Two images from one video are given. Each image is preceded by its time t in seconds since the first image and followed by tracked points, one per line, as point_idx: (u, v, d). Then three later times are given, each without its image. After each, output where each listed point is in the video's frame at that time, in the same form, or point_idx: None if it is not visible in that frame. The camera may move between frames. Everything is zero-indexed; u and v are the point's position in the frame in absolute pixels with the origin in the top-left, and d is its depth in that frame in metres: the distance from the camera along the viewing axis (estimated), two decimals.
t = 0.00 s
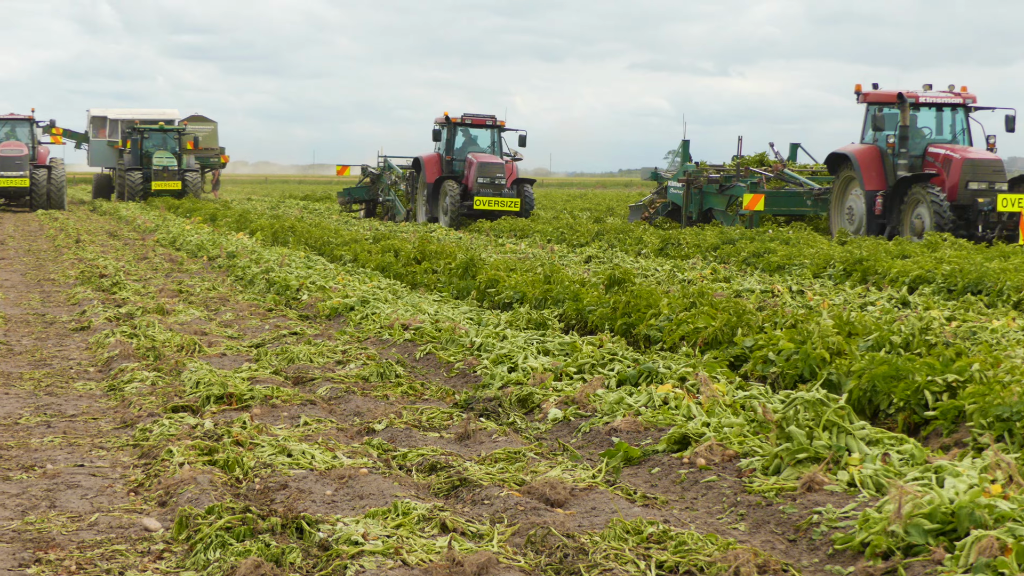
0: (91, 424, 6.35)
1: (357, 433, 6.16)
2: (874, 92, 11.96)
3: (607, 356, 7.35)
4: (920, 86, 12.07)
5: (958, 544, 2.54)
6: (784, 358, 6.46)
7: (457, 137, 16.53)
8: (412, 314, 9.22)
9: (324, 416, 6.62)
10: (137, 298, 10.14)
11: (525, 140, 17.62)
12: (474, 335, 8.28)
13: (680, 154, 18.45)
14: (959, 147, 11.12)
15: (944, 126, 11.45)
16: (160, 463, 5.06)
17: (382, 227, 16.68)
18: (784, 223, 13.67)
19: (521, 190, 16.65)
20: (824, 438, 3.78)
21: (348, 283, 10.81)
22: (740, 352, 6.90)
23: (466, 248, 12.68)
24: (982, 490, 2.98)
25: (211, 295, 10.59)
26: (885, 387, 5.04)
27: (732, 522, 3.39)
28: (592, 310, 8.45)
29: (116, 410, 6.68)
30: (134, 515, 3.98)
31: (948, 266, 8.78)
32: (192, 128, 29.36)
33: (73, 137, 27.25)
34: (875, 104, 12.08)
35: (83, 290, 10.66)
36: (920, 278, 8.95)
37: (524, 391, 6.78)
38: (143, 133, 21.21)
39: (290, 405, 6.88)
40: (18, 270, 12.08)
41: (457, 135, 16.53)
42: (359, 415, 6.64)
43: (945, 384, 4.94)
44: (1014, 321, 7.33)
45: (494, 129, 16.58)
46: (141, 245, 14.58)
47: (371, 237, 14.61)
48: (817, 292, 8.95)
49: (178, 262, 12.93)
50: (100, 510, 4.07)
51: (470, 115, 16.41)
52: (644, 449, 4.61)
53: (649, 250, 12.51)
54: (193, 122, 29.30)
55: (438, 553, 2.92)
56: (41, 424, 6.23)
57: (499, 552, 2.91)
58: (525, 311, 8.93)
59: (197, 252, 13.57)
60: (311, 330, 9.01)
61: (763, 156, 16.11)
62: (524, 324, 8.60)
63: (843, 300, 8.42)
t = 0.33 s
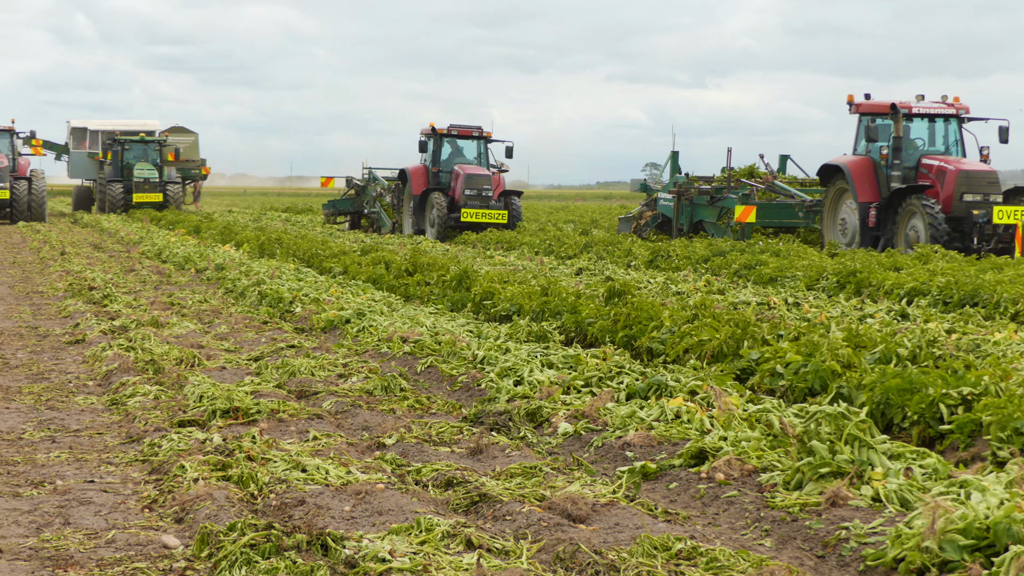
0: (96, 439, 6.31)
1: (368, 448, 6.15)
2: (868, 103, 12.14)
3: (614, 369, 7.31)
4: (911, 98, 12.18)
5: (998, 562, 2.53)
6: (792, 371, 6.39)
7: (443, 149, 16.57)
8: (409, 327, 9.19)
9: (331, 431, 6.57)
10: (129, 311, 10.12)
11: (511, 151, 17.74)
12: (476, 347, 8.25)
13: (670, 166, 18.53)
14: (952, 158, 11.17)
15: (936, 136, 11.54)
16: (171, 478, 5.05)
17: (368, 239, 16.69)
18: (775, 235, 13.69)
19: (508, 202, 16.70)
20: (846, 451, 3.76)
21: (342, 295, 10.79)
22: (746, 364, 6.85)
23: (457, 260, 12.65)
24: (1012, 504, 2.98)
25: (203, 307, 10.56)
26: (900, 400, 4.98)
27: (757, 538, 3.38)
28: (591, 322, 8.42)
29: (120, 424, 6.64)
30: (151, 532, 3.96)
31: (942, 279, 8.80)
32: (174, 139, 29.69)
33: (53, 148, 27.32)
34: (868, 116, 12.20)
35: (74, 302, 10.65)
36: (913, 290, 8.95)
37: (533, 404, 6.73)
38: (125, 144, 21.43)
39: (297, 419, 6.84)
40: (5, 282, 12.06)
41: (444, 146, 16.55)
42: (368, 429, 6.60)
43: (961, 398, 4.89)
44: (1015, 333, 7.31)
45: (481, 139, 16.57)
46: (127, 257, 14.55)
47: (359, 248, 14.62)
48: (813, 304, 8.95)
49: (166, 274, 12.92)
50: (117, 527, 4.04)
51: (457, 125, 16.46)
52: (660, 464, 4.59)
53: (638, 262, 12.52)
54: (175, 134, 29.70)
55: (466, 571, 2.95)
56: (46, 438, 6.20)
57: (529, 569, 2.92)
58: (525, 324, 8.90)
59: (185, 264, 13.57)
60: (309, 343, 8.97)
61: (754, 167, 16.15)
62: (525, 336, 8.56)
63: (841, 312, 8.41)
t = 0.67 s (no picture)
0: (101, 454, 6.25)
1: (376, 463, 6.10)
2: (860, 114, 12.14)
3: (619, 382, 7.25)
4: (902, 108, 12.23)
5: None
6: (799, 384, 6.36)
7: (429, 159, 16.58)
8: (406, 339, 9.15)
9: (337, 445, 6.51)
10: (119, 324, 10.07)
11: (497, 163, 17.79)
12: (476, 360, 8.21)
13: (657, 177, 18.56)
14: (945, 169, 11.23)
15: (929, 148, 11.62)
16: (183, 493, 5.03)
17: (353, 251, 16.65)
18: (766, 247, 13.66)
19: (494, 214, 16.72)
20: (867, 466, 3.73)
21: (334, 308, 10.74)
22: (751, 377, 6.76)
23: (445, 272, 12.63)
24: None
25: (194, 320, 10.52)
26: (911, 413, 4.95)
27: (781, 555, 3.37)
28: (589, 335, 8.37)
29: (123, 439, 6.59)
30: (167, 550, 3.95)
31: (936, 291, 8.81)
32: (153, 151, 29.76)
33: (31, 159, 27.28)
34: (859, 128, 12.22)
35: (63, 315, 10.62)
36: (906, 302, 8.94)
37: (540, 418, 6.69)
38: (104, 156, 21.43)
39: (303, 433, 6.78)
40: None
41: (429, 157, 16.58)
42: (374, 443, 6.54)
43: (974, 411, 4.84)
44: (1015, 345, 7.29)
45: (466, 151, 16.63)
46: (111, 270, 14.49)
47: (345, 261, 14.60)
48: (807, 316, 8.94)
49: (152, 286, 12.89)
50: (132, 544, 4.02)
51: (443, 137, 16.45)
52: (674, 479, 4.57)
53: (626, 274, 12.50)
54: (155, 146, 29.82)
55: None
56: (49, 453, 6.15)
57: None
58: (521, 336, 8.86)
59: (170, 276, 13.54)
60: (305, 356, 8.92)
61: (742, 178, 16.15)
62: (523, 349, 8.52)
63: (837, 325, 8.37)
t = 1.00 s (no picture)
0: (103, 470, 6.19)
1: (383, 477, 6.04)
2: (850, 125, 12.14)
3: (623, 396, 7.13)
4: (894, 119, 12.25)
5: None
6: (803, 398, 6.23)
7: (413, 171, 16.59)
8: (400, 352, 9.10)
9: (342, 460, 6.42)
10: (108, 337, 10.02)
11: (481, 174, 17.81)
12: (475, 374, 8.12)
13: (644, 189, 18.60)
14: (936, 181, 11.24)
15: (920, 159, 11.62)
16: (193, 509, 5.01)
17: (339, 263, 16.55)
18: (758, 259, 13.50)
19: (479, 225, 16.79)
20: (886, 480, 3.73)
21: (324, 320, 10.71)
22: (754, 391, 6.63)
23: (433, 284, 12.59)
24: None
25: (183, 333, 10.47)
26: (922, 427, 4.78)
27: (803, 571, 3.35)
28: (584, 347, 8.30)
29: (124, 455, 6.52)
30: (181, 568, 3.97)
31: (929, 302, 8.80)
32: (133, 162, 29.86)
33: (10, 171, 27.23)
34: (851, 138, 12.23)
35: (51, 328, 10.58)
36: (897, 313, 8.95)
37: (544, 432, 6.61)
38: (83, 168, 21.43)
39: (307, 448, 6.71)
40: None
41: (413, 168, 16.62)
42: (379, 458, 6.46)
43: (987, 424, 4.70)
44: (1013, 357, 7.24)
45: (450, 162, 16.70)
46: (94, 281, 14.41)
47: (330, 272, 14.58)
48: (799, 328, 8.92)
49: (136, 298, 12.85)
50: (145, 562, 4.03)
51: (427, 148, 16.51)
52: (687, 493, 4.56)
53: (613, 285, 12.49)
54: (135, 158, 29.91)
55: None
56: (50, 469, 6.08)
57: None
58: (516, 348, 8.80)
59: (154, 288, 13.50)
60: (299, 369, 8.87)
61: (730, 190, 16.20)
62: (520, 362, 8.46)
63: (834, 337, 8.32)
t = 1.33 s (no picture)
0: (103, 485, 6.11)
1: (389, 493, 5.95)
2: (840, 137, 12.25)
3: (626, 410, 7.06)
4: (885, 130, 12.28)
5: None
6: (807, 412, 6.11)
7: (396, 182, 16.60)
8: (394, 365, 9.05)
9: (344, 474, 6.34)
10: (96, 350, 9.95)
11: (465, 186, 17.79)
12: (473, 388, 8.02)
13: (632, 201, 18.61)
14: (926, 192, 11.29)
15: (910, 170, 11.65)
16: (201, 526, 4.97)
17: (322, 275, 16.54)
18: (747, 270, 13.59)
19: (464, 237, 16.81)
20: (902, 496, 3.71)
21: (315, 333, 10.66)
22: (755, 405, 6.53)
23: (420, 296, 12.55)
24: None
25: (172, 346, 10.40)
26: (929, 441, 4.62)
27: None
28: (580, 360, 8.25)
29: (123, 471, 6.45)
30: None
31: (920, 314, 8.79)
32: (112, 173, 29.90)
33: None
34: (841, 150, 12.34)
35: (38, 341, 10.52)
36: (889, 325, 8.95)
37: (548, 446, 6.52)
38: (62, 179, 21.38)
39: (308, 463, 6.63)
40: None
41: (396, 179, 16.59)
42: (381, 473, 6.37)
43: (996, 438, 4.51)
44: (1012, 370, 7.17)
45: (434, 173, 16.67)
46: (76, 294, 14.35)
47: (315, 284, 14.54)
48: (791, 340, 8.90)
49: (120, 310, 12.79)
50: None
51: (410, 159, 16.47)
52: (698, 509, 4.53)
53: (599, 297, 12.49)
54: (114, 169, 29.94)
55: None
56: (50, 486, 6.00)
57: None
58: (511, 362, 8.75)
59: (137, 300, 13.45)
60: (293, 383, 8.79)
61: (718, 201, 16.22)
62: (516, 375, 8.39)
63: (831, 349, 8.27)
